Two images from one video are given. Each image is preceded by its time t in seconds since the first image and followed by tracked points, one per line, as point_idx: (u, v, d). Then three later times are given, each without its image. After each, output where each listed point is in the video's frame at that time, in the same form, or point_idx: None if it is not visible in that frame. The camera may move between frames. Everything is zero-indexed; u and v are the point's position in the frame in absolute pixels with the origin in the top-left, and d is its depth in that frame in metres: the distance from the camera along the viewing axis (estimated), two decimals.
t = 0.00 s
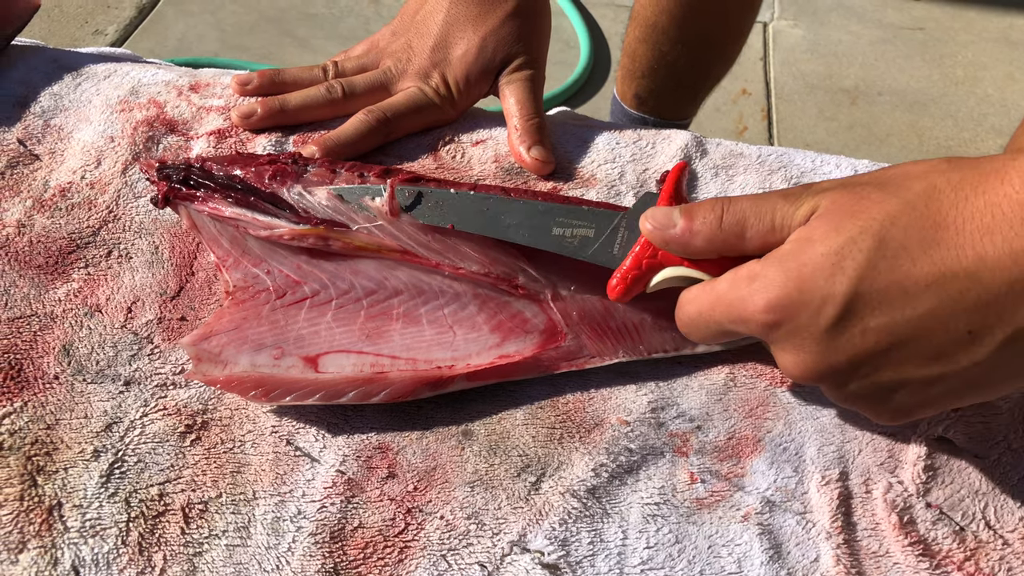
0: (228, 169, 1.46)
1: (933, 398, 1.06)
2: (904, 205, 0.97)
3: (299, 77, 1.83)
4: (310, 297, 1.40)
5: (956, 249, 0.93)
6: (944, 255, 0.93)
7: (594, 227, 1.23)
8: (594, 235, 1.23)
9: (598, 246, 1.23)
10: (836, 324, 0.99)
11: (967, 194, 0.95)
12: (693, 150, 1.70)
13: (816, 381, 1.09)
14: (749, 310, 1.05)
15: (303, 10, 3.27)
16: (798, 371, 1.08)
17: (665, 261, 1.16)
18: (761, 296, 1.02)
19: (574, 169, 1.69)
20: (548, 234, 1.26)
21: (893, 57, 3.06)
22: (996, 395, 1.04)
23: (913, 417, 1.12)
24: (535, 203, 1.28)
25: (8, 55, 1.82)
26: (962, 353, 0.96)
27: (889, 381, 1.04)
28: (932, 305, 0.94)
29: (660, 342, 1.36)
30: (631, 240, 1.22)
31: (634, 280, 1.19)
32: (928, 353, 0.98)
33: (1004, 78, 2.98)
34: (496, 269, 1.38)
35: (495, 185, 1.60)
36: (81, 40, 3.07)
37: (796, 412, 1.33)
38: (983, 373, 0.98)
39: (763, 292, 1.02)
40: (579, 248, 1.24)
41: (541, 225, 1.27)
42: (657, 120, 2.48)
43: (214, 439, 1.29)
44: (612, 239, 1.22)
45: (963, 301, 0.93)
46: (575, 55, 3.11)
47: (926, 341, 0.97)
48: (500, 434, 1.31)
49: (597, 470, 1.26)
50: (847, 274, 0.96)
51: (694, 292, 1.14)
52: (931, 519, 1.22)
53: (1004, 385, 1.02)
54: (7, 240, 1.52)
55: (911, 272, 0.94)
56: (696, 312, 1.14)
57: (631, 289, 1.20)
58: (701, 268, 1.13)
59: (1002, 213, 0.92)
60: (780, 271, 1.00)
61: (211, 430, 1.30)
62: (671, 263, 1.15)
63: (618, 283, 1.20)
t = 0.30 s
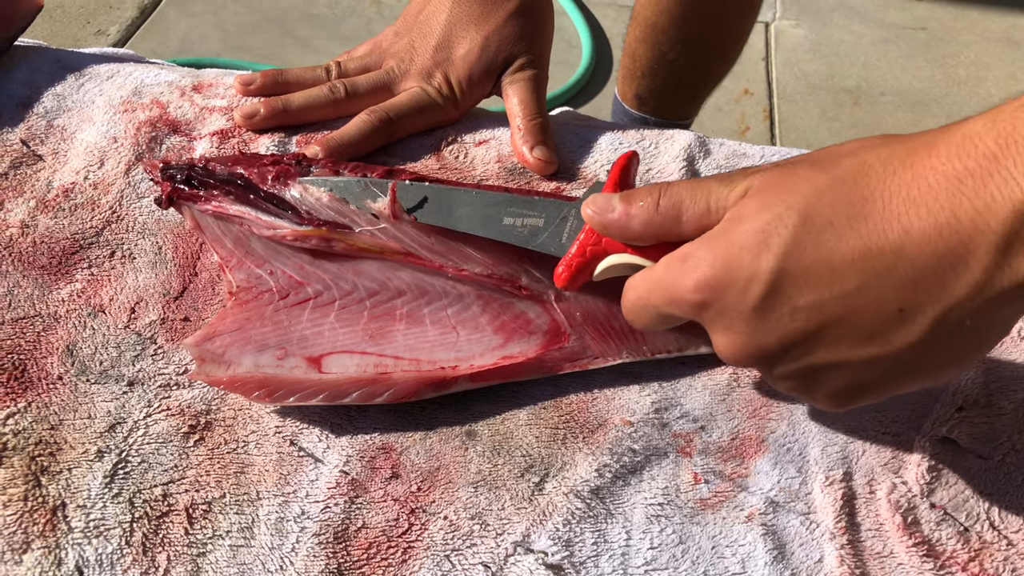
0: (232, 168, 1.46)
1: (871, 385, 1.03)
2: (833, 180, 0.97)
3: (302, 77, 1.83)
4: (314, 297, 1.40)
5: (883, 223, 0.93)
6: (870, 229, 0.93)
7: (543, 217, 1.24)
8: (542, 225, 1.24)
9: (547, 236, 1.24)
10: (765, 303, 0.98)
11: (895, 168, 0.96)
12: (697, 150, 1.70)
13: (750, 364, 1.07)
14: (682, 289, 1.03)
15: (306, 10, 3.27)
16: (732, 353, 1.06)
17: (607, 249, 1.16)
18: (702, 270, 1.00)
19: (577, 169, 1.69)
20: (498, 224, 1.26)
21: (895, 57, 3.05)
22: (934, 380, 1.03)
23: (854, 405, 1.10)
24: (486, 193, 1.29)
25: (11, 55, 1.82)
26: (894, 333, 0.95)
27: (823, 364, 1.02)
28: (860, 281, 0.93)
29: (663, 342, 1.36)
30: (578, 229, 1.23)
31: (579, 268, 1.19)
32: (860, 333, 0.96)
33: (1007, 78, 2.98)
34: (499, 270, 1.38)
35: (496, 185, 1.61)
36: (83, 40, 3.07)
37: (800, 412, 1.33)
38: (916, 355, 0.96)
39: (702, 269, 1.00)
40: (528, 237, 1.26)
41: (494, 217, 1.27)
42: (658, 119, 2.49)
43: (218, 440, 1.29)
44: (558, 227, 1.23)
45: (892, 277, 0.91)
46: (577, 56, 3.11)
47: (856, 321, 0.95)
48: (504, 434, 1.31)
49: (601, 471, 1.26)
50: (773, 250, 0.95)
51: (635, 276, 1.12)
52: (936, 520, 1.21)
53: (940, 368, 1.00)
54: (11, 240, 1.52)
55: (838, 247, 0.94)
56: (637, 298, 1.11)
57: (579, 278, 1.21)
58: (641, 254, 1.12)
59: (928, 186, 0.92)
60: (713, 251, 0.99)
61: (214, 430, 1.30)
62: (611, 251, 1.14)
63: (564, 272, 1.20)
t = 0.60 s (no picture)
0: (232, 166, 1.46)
1: (800, 339, 1.03)
2: (749, 131, 0.98)
3: (302, 77, 1.83)
4: (312, 294, 1.40)
5: (796, 170, 0.92)
6: (782, 176, 0.93)
7: (489, 200, 1.26)
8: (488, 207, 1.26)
9: (492, 217, 1.26)
10: (683, 255, 0.98)
11: (809, 115, 0.95)
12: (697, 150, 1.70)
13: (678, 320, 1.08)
14: (606, 247, 1.03)
15: (306, 11, 3.27)
16: (659, 311, 1.07)
17: (548, 225, 1.17)
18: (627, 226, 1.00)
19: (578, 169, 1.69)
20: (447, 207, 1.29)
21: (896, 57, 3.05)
22: (864, 332, 1.01)
23: (786, 361, 1.09)
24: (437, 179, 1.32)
25: (12, 56, 1.82)
26: (814, 281, 0.94)
27: (748, 316, 1.02)
28: (774, 229, 0.93)
29: (663, 341, 1.35)
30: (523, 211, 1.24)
31: (522, 245, 1.20)
32: (779, 283, 0.96)
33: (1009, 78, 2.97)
34: (498, 269, 1.38)
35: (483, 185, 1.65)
36: (84, 41, 3.08)
37: (800, 412, 1.33)
38: (839, 304, 0.95)
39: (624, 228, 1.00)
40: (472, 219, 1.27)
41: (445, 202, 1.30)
42: (655, 119, 2.49)
43: (217, 440, 1.29)
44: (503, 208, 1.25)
45: (806, 223, 0.91)
46: (577, 56, 3.11)
47: (773, 269, 0.95)
48: (503, 434, 1.31)
49: (601, 471, 1.26)
50: (689, 202, 0.96)
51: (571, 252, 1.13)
52: (936, 520, 1.21)
53: (868, 320, 0.98)
54: (11, 240, 1.52)
55: (752, 196, 0.94)
56: (572, 264, 1.12)
57: (521, 253, 1.22)
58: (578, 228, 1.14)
59: (840, 128, 0.91)
60: (636, 208, 1.00)
61: (213, 430, 1.30)
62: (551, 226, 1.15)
63: (508, 249, 1.21)
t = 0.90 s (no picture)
0: (237, 171, 1.44)
1: (892, 254, 0.96)
2: (817, 49, 0.98)
3: (302, 78, 1.84)
4: (315, 298, 1.40)
5: (875, 72, 0.92)
6: (859, 78, 0.93)
7: (543, 178, 1.22)
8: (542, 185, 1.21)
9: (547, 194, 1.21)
10: (766, 165, 0.95)
11: (875, 28, 0.96)
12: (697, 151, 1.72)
13: (758, 247, 1.01)
14: (684, 170, 0.99)
15: (307, 11, 3.27)
16: (742, 235, 1.00)
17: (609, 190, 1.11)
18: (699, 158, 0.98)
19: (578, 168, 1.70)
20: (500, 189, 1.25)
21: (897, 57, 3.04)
22: (956, 247, 0.96)
23: (870, 293, 1.02)
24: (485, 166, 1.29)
25: (12, 56, 1.82)
26: (905, 179, 0.91)
27: (838, 232, 0.96)
28: (859, 127, 0.91)
29: (663, 345, 1.39)
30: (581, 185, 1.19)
31: (582, 212, 1.13)
32: (867, 185, 0.92)
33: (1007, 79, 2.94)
34: (502, 273, 1.39)
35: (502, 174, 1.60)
36: (85, 41, 3.08)
37: (800, 412, 1.33)
38: (933, 206, 0.91)
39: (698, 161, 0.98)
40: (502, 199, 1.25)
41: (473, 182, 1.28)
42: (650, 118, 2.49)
43: (218, 440, 1.29)
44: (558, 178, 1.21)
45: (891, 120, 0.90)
46: (578, 56, 3.11)
47: (861, 169, 0.92)
48: (504, 434, 1.31)
49: (601, 471, 1.26)
50: (768, 111, 0.95)
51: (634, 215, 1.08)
52: (936, 520, 1.22)
53: (961, 226, 0.94)
54: (11, 241, 1.52)
55: (832, 98, 0.93)
56: (642, 206, 1.06)
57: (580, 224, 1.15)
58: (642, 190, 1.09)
59: (912, 31, 0.93)
60: (709, 134, 0.99)
61: (214, 430, 1.30)
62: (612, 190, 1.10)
63: (567, 219, 1.14)
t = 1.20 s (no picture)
0: (238, 168, 1.47)
1: (852, 204, 0.99)
2: (777, 10, 1.01)
3: (304, 79, 1.83)
4: (317, 296, 1.40)
5: (831, 28, 0.94)
6: (818, 36, 0.95)
7: (516, 156, 1.25)
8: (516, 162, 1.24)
9: (520, 171, 1.24)
10: (729, 122, 0.97)
11: None
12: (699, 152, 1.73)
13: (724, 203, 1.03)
14: (652, 133, 1.01)
15: (307, 12, 3.27)
16: (709, 193, 1.01)
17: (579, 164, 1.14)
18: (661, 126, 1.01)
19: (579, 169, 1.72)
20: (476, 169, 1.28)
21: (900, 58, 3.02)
22: (912, 193, 0.98)
23: (831, 242, 1.05)
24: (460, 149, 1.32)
25: (14, 58, 1.82)
26: (860, 131, 0.93)
27: (798, 184, 0.98)
28: (817, 82, 0.93)
29: (665, 343, 1.39)
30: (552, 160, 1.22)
31: (556, 184, 1.17)
32: (827, 137, 0.94)
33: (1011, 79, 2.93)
34: (501, 269, 1.38)
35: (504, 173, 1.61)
36: (86, 43, 3.09)
37: (801, 413, 1.33)
38: (891, 155, 0.94)
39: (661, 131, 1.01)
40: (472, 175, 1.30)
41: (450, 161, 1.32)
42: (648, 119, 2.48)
43: (220, 440, 1.29)
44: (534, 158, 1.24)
45: (851, 77, 0.92)
46: (579, 57, 3.12)
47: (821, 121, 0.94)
48: (506, 434, 1.32)
49: (603, 472, 1.26)
50: (730, 72, 0.97)
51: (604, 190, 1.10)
52: (938, 520, 1.22)
53: (919, 174, 0.96)
54: (14, 242, 1.52)
55: (792, 56, 0.95)
56: (613, 174, 1.08)
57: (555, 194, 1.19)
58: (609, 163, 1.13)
59: None
60: (677, 96, 1.01)
61: (217, 431, 1.30)
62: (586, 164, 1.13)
63: (543, 190, 1.18)
